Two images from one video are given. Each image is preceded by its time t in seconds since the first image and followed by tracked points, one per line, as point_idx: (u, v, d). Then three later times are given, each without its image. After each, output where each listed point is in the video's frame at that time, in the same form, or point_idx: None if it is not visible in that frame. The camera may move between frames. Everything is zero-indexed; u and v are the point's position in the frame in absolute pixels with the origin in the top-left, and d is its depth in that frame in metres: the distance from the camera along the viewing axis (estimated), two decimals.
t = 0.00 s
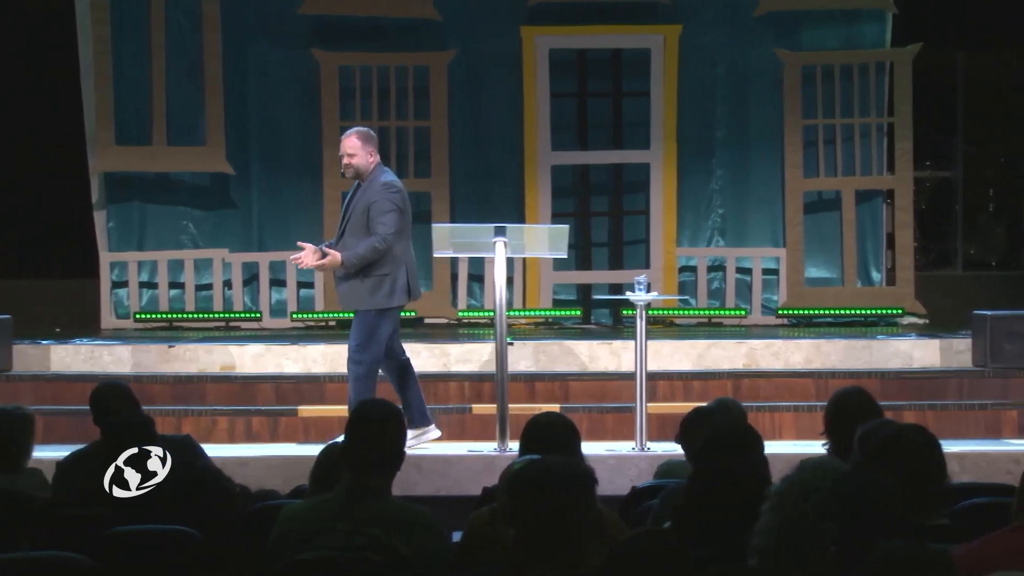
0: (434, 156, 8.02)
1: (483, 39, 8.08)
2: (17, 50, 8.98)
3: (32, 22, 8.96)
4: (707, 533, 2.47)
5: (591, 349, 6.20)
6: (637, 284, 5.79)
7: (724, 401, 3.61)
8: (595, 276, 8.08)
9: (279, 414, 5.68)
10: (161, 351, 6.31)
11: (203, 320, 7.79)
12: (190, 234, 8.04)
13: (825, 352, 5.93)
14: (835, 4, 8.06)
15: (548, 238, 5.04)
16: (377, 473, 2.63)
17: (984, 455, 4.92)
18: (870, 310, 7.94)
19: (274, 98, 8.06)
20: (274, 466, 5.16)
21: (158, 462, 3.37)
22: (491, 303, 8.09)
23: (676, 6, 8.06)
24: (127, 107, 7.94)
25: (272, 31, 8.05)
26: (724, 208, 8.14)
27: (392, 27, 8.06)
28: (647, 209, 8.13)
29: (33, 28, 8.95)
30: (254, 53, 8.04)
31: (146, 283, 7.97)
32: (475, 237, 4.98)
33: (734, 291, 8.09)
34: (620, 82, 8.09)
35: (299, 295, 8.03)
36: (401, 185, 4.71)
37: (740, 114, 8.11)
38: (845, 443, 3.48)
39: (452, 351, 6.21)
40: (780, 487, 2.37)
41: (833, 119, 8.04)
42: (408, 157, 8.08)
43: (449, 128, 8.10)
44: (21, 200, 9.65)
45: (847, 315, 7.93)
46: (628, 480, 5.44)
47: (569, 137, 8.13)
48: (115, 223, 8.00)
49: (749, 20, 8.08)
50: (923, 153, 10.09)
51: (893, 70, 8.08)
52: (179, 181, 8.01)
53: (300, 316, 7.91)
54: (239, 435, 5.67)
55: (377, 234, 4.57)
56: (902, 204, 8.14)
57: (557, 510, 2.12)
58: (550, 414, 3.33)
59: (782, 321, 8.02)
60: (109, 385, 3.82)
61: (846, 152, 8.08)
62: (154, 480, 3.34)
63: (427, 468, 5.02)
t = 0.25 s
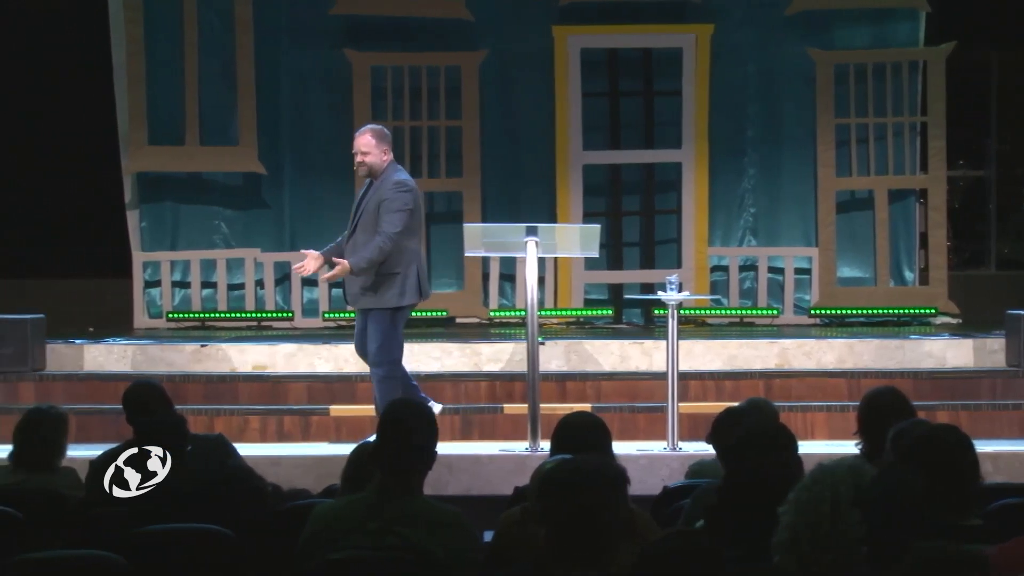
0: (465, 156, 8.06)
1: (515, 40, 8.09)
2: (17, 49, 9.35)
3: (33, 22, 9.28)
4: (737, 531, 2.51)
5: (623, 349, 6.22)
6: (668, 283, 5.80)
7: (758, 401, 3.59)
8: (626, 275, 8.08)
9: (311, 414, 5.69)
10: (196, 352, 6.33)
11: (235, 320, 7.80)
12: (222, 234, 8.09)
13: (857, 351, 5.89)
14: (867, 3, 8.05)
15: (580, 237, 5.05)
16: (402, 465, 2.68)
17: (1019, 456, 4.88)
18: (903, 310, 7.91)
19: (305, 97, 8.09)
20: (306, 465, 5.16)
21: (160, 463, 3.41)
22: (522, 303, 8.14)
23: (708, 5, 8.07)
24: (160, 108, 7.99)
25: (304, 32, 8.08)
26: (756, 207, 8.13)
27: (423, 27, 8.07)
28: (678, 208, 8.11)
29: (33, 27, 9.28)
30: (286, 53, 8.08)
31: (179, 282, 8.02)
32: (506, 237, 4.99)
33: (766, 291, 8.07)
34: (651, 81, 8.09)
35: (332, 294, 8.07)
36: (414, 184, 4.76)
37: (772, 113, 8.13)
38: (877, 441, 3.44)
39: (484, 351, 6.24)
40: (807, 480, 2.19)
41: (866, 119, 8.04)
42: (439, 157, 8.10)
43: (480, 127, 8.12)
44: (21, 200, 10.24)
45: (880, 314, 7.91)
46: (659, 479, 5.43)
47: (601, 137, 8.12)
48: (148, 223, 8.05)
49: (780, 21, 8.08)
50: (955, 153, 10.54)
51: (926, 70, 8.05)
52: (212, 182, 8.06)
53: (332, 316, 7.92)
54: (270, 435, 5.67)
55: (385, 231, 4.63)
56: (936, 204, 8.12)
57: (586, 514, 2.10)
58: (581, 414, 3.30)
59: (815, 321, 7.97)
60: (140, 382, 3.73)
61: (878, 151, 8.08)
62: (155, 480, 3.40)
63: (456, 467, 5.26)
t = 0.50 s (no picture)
0: (504, 156, 8.09)
1: (555, 38, 8.11)
2: (18, 50, 9.60)
3: (33, 23, 9.59)
4: (763, 521, 2.89)
5: (662, 348, 6.24)
6: (708, 283, 5.79)
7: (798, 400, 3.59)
8: (665, 275, 8.11)
9: (352, 412, 5.71)
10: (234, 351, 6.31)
11: (275, 320, 7.84)
12: (262, 234, 8.13)
13: (898, 351, 5.87)
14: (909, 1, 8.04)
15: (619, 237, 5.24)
16: (442, 465, 3.12)
17: None
18: (944, 309, 7.94)
19: (343, 97, 8.11)
20: (344, 465, 5.12)
21: (161, 463, 3.88)
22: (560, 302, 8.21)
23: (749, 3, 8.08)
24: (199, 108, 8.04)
25: (343, 31, 8.09)
26: (796, 206, 8.14)
27: (461, 26, 8.09)
28: (718, 207, 8.14)
29: (33, 27, 9.58)
30: (325, 52, 8.09)
31: (219, 282, 8.11)
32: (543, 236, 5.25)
33: (807, 290, 8.08)
34: (690, 79, 8.11)
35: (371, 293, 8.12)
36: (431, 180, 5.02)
37: (812, 112, 8.13)
38: (919, 439, 3.50)
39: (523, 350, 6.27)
40: (841, 486, 2.66)
41: (908, 117, 8.04)
42: (478, 157, 8.15)
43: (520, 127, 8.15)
44: (22, 200, 10.53)
45: (921, 314, 7.93)
46: (698, 479, 5.46)
47: (641, 136, 8.14)
48: (188, 222, 8.11)
49: (821, 19, 8.08)
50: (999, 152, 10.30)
51: (969, 68, 8.05)
52: (251, 181, 8.10)
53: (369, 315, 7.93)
54: (310, 434, 5.68)
55: (413, 226, 4.86)
56: (977, 202, 8.13)
57: (623, 516, 2.42)
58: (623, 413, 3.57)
59: (855, 321, 7.99)
60: (181, 385, 3.96)
61: (920, 150, 8.07)
62: (157, 479, 3.87)
63: (496, 467, 5.51)
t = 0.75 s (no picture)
0: (540, 156, 8.29)
1: (590, 37, 8.26)
2: (17, 50, 9.13)
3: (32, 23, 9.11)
4: (796, 520, 2.88)
5: (698, 348, 6.27)
6: (745, 282, 5.77)
7: (835, 399, 3.43)
8: (702, 274, 8.28)
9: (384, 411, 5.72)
10: (271, 350, 6.33)
11: (311, 319, 8.02)
12: (298, 233, 8.31)
13: (936, 351, 5.89)
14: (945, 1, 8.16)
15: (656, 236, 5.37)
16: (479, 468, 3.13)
17: None
18: (983, 309, 8.04)
19: (381, 97, 8.28)
20: (382, 463, 5.11)
21: (160, 464, 4.24)
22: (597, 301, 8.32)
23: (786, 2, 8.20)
24: (237, 109, 8.25)
25: (379, 31, 8.27)
26: (834, 205, 8.23)
27: (498, 26, 8.27)
28: (755, 207, 8.28)
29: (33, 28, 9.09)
30: (363, 52, 8.27)
31: (257, 281, 8.28)
32: (578, 236, 5.44)
33: (844, 290, 8.18)
34: (728, 78, 8.25)
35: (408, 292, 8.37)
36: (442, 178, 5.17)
37: (850, 111, 8.22)
38: (959, 439, 3.52)
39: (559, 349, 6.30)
40: (880, 487, 2.91)
41: (945, 116, 8.16)
42: (514, 156, 8.34)
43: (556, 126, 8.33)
44: (21, 200, 9.86)
45: (961, 314, 8.02)
46: (736, 479, 5.44)
47: (677, 135, 8.29)
48: (225, 222, 8.30)
49: (860, 17, 8.17)
50: None
51: (1007, 66, 8.17)
52: (288, 181, 8.29)
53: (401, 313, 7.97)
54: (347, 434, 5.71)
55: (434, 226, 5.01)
56: (1017, 201, 8.19)
57: (659, 515, 2.49)
58: (660, 413, 3.58)
59: (893, 321, 8.11)
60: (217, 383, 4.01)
61: (958, 149, 8.18)
62: (155, 479, 4.20)
63: (533, 466, 5.50)
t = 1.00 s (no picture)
0: (584, 155, 8.32)
1: (633, 34, 8.30)
2: (17, 50, 9.30)
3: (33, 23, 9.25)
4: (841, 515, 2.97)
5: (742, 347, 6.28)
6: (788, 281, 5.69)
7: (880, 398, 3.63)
8: (745, 274, 8.36)
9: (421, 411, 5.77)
10: (314, 349, 6.34)
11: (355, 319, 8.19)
12: (341, 233, 8.40)
13: (982, 351, 5.92)
14: None
15: (700, 237, 5.30)
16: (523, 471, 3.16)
17: None
18: None
19: (424, 96, 8.34)
20: (424, 463, 5.16)
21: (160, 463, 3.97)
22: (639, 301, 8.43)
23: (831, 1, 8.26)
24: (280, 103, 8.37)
25: (422, 29, 8.34)
26: (878, 205, 8.28)
27: (540, 25, 8.32)
28: (798, 206, 8.37)
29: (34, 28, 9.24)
30: (406, 52, 8.33)
31: (299, 280, 8.40)
32: (622, 235, 5.35)
33: (888, 289, 8.25)
34: (772, 78, 8.31)
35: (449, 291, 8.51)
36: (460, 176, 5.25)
37: (894, 110, 8.25)
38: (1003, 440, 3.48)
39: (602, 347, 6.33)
40: (923, 485, 2.64)
41: (990, 115, 8.19)
42: (557, 155, 8.37)
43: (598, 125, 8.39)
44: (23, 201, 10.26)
45: (1007, 314, 8.18)
46: (779, 479, 5.43)
47: (720, 134, 8.37)
48: (268, 222, 8.44)
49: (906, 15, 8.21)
50: None
51: None
52: (330, 180, 8.38)
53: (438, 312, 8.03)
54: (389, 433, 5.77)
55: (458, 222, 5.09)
56: None
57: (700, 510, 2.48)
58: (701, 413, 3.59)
59: (938, 320, 8.21)
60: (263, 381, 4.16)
61: (1003, 148, 8.21)
62: (157, 480, 3.95)
63: (575, 465, 5.48)
